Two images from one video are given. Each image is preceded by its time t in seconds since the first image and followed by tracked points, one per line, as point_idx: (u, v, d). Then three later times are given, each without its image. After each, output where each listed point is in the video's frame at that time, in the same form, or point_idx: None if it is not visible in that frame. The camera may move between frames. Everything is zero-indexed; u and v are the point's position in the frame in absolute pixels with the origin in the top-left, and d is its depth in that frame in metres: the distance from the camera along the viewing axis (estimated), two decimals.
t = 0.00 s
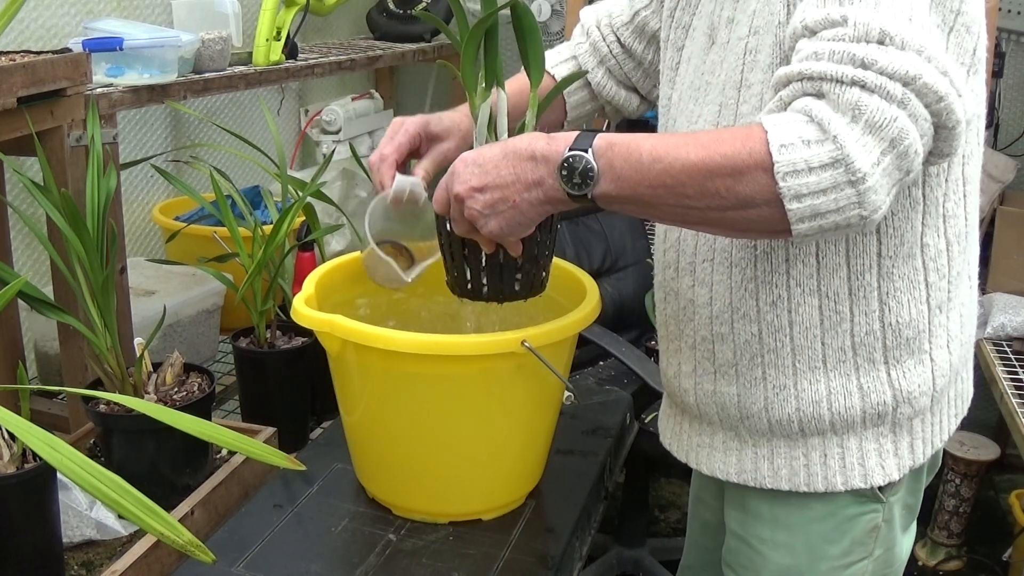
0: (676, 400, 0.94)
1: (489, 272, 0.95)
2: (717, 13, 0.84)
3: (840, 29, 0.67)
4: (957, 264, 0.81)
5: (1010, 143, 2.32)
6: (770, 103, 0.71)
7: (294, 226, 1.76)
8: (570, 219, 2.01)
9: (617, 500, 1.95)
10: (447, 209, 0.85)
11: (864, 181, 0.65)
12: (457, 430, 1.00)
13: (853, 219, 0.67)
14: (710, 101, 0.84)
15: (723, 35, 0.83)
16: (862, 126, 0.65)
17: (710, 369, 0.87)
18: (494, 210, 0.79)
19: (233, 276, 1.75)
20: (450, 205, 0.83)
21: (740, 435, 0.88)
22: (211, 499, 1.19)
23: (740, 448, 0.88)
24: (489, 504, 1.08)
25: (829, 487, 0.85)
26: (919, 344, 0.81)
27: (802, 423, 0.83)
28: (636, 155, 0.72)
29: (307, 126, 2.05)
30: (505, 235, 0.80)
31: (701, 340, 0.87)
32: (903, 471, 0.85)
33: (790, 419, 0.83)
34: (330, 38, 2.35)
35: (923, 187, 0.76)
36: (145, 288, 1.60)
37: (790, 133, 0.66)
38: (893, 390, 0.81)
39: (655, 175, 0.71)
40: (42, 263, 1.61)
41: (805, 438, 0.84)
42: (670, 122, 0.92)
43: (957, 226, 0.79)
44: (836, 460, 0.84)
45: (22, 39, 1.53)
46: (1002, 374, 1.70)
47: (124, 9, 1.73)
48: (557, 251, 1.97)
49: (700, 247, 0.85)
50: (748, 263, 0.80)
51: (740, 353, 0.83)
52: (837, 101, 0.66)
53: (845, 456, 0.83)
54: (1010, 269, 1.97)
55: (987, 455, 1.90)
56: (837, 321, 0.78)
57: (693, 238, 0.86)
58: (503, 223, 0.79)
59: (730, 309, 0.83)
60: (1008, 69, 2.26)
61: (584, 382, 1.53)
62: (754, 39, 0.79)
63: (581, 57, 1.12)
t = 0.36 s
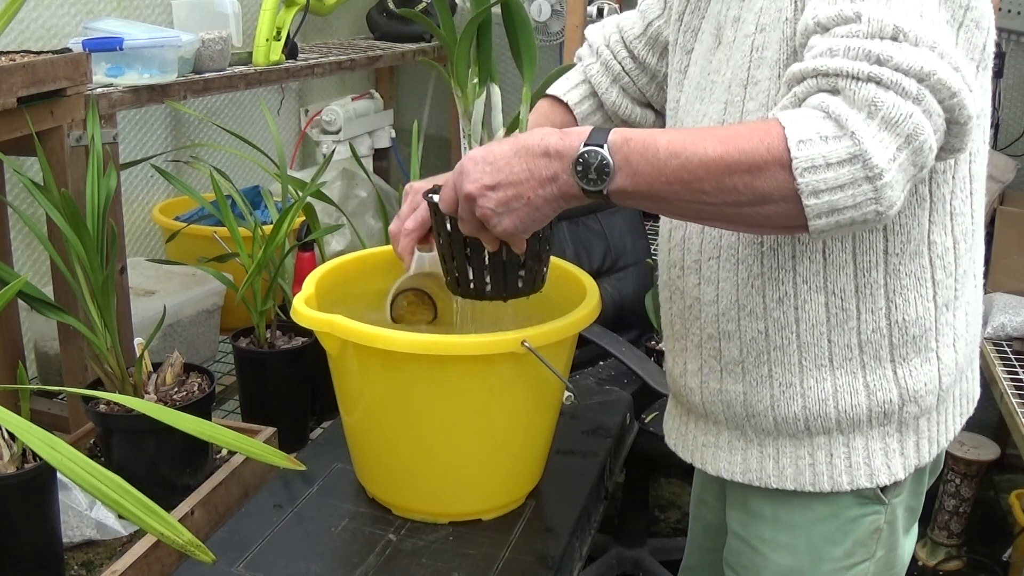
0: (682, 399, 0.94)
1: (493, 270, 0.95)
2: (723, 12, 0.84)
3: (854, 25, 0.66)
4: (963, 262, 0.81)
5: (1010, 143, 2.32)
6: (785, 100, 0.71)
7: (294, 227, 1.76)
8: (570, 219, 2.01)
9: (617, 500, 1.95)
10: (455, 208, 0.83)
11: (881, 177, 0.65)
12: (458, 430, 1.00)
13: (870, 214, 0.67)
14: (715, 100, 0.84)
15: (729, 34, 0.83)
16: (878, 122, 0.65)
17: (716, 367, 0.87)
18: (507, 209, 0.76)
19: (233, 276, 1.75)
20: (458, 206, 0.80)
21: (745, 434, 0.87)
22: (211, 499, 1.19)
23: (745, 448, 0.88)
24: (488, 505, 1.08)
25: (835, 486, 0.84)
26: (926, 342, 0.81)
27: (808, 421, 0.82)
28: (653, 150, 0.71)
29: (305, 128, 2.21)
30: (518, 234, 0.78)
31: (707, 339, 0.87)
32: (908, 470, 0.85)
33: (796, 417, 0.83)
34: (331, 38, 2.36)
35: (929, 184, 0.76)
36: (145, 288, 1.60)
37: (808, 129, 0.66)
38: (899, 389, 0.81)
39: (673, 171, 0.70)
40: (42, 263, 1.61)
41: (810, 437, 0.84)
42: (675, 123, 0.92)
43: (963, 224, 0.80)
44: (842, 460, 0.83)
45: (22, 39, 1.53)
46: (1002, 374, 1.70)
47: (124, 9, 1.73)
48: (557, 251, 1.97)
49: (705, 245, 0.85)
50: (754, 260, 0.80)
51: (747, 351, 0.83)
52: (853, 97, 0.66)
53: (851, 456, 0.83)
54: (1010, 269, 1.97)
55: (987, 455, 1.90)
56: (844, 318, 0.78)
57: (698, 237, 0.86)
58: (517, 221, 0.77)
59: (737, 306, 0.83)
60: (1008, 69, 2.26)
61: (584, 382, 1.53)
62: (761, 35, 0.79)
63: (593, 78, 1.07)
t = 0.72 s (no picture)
0: (684, 398, 0.94)
1: (486, 262, 0.95)
2: (726, 11, 0.85)
3: (861, 29, 0.66)
4: (967, 262, 0.81)
5: (1010, 144, 2.33)
6: (792, 100, 0.71)
7: (294, 227, 1.76)
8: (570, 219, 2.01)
9: (617, 500, 1.95)
10: (459, 203, 0.82)
11: (885, 181, 0.65)
12: (458, 429, 1.00)
13: (872, 217, 0.67)
14: (718, 97, 0.84)
15: (732, 31, 0.83)
16: (883, 126, 0.64)
17: (719, 365, 0.87)
18: (518, 202, 0.76)
19: (232, 276, 1.75)
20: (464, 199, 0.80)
21: (747, 432, 0.87)
22: (211, 499, 1.19)
23: (747, 446, 0.88)
24: (488, 505, 1.08)
25: (837, 485, 0.84)
26: (929, 342, 0.81)
27: (810, 420, 0.82)
28: (660, 147, 0.71)
29: (307, 125, 2.18)
30: (528, 225, 0.78)
31: (710, 336, 0.87)
32: (911, 470, 0.85)
33: (798, 416, 0.83)
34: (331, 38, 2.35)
35: (934, 183, 0.76)
36: (145, 288, 1.60)
37: (814, 131, 0.66)
38: (902, 388, 0.81)
39: (679, 168, 0.70)
40: (42, 263, 1.61)
41: (813, 436, 0.84)
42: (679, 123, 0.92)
43: (968, 224, 0.79)
44: (843, 459, 0.83)
45: (22, 39, 1.53)
46: (1002, 374, 1.69)
47: (123, 9, 1.73)
48: (557, 251, 1.97)
49: (708, 242, 0.85)
50: (759, 257, 0.80)
51: (750, 349, 0.83)
52: (858, 101, 0.65)
53: (853, 455, 0.83)
54: (1010, 269, 1.97)
55: (987, 455, 1.90)
56: (847, 317, 0.78)
57: (700, 234, 0.86)
58: (527, 213, 0.77)
59: (741, 304, 0.83)
60: (1008, 69, 2.26)
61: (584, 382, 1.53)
62: (766, 33, 0.79)
63: (604, 81, 1.06)
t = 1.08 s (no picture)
0: (684, 397, 0.94)
1: (461, 249, 0.95)
2: (723, 8, 0.85)
3: (846, 16, 0.66)
4: (964, 259, 0.81)
5: (1011, 144, 2.32)
6: (775, 87, 0.71)
7: (294, 226, 1.77)
8: (570, 219, 2.00)
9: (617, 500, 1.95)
10: (441, 188, 0.82)
11: (865, 166, 0.64)
12: (456, 428, 1.00)
13: (852, 203, 0.66)
14: (714, 93, 0.84)
15: (729, 28, 0.83)
16: (864, 112, 0.64)
17: (716, 362, 0.87)
18: (504, 184, 0.76)
19: (232, 276, 1.75)
20: (446, 183, 0.81)
21: (743, 431, 0.87)
22: (211, 499, 1.19)
23: (743, 445, 0.88)
24: (488, 505, 1.08)
25: (833, 485, 0.84)
26: (925, 338, 0.81)
27: (807, 416, 0.82)
28: (642, 130, 0.71)
29: (306, 126, 2.11)
30: (513, 210, 0.78)
31: (708, 333, 0.87)
32: (907, 466, 0.85)
33: (794, 413, 0.82)
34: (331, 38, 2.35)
35: (929, 177, 0.76)
36: (145, 288, 1.60)
37: (794, 114, 0.66)
38: (898, 384, 0.81)
39: (660, 151, 0.70)
40: (42, 263, 1.61)
41: (809, 434, 0.83)
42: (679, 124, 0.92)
43: (965, 221, 0.79)
44: (840, 457, 0.83)
45: (22, 39, 1.53)
46: (1002, 374, 1.69)
47: (123, 9, 1.73)
48: (557, 251, 1.97)
49: (706, 239, 0.85)
50: (754, 252, 0.80)
51: (746, 345, 0.83)
52: (840, 86, 0.65)
53: (849, 453, 0.83)
54: (1010, 269, 1.97)
55: (987, 455, 1.90)
56: (843, 312, 0.78)
57: (699, 232, 0.86)
58: (512, 198, 0.77)
59: (737, 299, 0.83)
60: (1008, 69, 2.26)
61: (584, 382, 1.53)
62: (760, 28, 0.79)
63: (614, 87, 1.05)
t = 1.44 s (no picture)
0: (681, 396, 0.94)
1: (440, 243, 0.95)
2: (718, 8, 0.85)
3: (830, 10, 0.66)
4: (958, 256, 0.81)
5: (1010, 143, 2.32)
6: (761, 80, 0.71)
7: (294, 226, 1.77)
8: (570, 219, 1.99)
9: (617, 500, 1.95)
10: (427, 181, 0.81)
11: (845, 157, 0.64)
12: (456, 426, 1.00)
13: (833, 194, 0.66)
14: (709, 91, 0.84)
15: (723, 26, 0.83)
16: (846, 104, 0.64)
17: (711, 360, 0.87)
18: (492, 176, 0.76)
19: (232, 276, 1.75)
20: (432, 175, 0.80)
21: (737, 429, 0.87)
22: (211, 499, 1.19)
23: (738, 443, 0.88)
24: (488, 505, 1.08)
25: (829, 482, 0.84)
26: (920, 335, 0.81)
27: (801, 414, 0.82)
28: (625, 122, 0.72)
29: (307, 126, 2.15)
30: (500, 203, 0.78)
31: (703, 332, 0.87)
32: (903, 463, 0.85)
33: (789, 410, 0.82)
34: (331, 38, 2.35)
35: (923, 173, 0.76)
36: (145, 288, 1.60)
37: (776, 106, 0.66)
38: (893, 381, 0.81)
39: (643, 143, 0.71)
40: (42, 263, 1.61)
41: (803, 431, 0.83)
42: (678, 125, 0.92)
43: (959, 217, 0.79)
44: (835, 454, 0.83)
45: (22, 39, 1.53)
46: (1002, 374, 1.69)
47: (123, 9, 1.73)
48: (557, 251, 1.97)
49: (701, 237, 0.85)
50: (748, 248, 0.80)
51: (740, 342, 0.83)
52: (822, 78, 0.65)
53: (844, 450, 0.83)
54: (1010, 268, 1.97)
55: (987, 455, 1.90)
56: (837, 308, 0.79)
57: (694, 230, 0.86)
58: (500, 189, 0.77)
59: (731, 297, 0.83)
60: (1008, 69, 2.26)
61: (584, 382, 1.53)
62: (752, 26, 0.79)
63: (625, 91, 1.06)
